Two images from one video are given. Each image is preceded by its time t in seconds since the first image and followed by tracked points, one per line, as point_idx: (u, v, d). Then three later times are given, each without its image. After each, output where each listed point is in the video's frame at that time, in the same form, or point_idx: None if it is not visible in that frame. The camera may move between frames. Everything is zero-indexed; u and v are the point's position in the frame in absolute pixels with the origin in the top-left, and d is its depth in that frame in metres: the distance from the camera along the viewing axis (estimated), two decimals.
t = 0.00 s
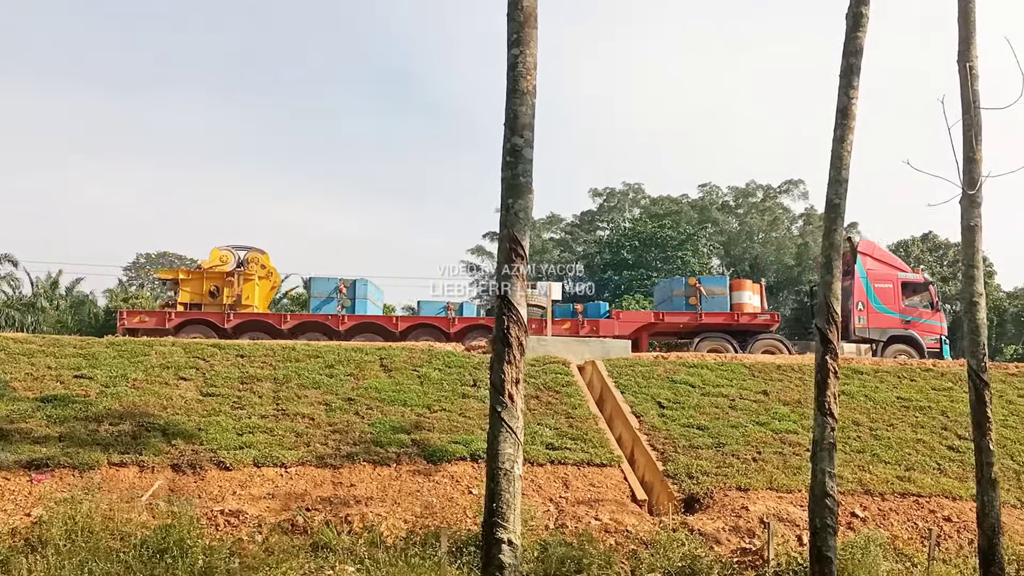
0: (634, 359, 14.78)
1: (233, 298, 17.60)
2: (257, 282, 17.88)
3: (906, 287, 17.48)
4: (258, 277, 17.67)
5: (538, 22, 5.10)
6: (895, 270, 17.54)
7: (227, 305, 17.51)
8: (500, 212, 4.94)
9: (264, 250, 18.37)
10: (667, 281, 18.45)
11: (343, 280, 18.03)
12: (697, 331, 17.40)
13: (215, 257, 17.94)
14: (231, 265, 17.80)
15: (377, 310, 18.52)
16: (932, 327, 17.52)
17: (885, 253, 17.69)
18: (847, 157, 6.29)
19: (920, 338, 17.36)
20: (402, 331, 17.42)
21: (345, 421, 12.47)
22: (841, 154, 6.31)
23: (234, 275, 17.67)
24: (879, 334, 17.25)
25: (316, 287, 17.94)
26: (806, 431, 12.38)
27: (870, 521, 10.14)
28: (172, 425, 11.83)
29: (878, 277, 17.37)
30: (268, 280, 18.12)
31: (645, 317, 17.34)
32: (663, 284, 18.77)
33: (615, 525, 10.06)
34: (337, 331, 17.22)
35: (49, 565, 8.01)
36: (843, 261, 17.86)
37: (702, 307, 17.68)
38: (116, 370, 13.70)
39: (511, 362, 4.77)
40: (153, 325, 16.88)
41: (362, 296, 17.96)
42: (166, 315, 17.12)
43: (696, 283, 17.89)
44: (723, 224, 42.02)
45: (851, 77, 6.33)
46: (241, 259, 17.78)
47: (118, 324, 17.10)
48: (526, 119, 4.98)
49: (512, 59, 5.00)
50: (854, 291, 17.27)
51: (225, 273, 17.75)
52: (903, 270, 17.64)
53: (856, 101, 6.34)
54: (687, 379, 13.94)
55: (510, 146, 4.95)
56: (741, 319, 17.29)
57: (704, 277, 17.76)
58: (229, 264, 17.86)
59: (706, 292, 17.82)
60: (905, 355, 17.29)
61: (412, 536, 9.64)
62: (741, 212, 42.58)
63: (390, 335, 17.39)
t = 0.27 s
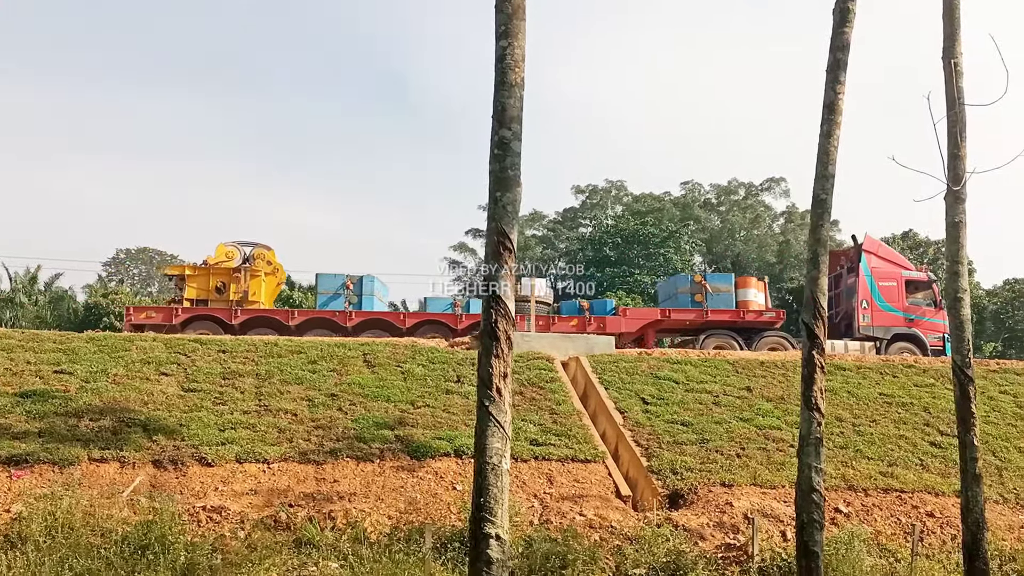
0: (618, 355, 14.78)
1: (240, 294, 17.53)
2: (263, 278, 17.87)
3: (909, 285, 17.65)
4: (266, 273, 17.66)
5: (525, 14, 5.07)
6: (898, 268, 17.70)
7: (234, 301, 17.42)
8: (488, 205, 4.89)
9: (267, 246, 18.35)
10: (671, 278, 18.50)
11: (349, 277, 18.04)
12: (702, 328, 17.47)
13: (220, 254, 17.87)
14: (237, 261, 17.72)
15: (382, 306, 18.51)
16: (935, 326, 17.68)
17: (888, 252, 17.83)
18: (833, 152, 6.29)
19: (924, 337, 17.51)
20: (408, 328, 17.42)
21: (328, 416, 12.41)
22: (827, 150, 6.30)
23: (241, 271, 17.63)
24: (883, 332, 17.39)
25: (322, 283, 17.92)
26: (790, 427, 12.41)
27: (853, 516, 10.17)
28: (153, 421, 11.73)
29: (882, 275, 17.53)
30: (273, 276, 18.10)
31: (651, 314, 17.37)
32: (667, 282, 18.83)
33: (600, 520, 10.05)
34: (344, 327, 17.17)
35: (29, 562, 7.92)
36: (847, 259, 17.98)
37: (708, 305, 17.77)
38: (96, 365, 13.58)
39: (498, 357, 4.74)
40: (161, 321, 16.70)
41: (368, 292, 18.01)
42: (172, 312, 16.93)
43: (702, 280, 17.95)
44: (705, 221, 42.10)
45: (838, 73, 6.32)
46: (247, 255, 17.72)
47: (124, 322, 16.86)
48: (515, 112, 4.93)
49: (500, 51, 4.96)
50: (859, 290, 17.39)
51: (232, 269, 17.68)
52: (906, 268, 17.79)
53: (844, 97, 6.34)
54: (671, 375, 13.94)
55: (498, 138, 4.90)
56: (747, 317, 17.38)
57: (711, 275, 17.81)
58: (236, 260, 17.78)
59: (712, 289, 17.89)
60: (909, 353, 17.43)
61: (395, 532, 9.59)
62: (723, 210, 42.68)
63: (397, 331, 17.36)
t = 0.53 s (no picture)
0: (603, 352, 14.75)
1: (245, 289, 17.38)
2: (268, 274, 17.74)
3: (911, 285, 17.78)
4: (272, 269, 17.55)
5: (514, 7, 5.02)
6: (901, 268, 17.81)
7: (240, 296, 17.25)
8: (476, 199, 4.85)
9: (271, 244, 18.26)
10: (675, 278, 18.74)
11: (355, 273, 17.98)
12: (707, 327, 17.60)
13: (224, 250, 17.78)
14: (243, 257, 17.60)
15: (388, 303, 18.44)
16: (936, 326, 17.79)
17: (890, 252, 17.93)
18: (822, 148, 6.28)
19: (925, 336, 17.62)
20: (415, 325, 17.44)
21: (311, 413, 12.34)
22: (816, 146, 6.29)
23: (246, 267, 17.51)
24: (885, 331, 17.44)
25: (327, 280, 17.83)
26: (774, 424, 12.42)
27: (837, 514, 10.19)
28: (135, 417, 11.63)
29: (884, 275, 17.63)
30: (278, 273, 17.99)
31: (657, 313, 17.38)
32: (670, 282, 19.05)
33: (585, 518, 10.02)
34: (351, 324, 17.18)
35: (8, 559, 7.83)
36: (849, 259, 18.08)
37: (712, 303, 18.01)
38: (77, 361, 13.45)
39: (486, 352, 4.70)
40: (166, 317, 16.54)
41: (374, 289, 17.95)
42: (177, 308, 16.76)
43: (706, 278, 18.25)
44: (689, 220, 42.11)
45: (827, 69, 6.30)
46: (251, 251, 17.63)
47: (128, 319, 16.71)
48: (503, 105, 4.89)
49: (489, 44, 4.92)
50: (862, 289, 17.45)
51: (237, 265, 17.55)
52: (908, 268, 17.90)
53: (832, 93, 6.33)
54: (656, 372, 13.93)
55: (486, 131, 4.86)
56: (751, 315, 17.53)
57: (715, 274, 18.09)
58: (240, 256, 17.68)
59: (716, 288, 18.17)
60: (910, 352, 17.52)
61: (379, 529, 9.54)
62: (708, 208, 42.75)
63: (404, 328, 17.37)
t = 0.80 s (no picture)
0: (588, 350, 14.70)
1: (253, 286, 17.33)
2: (276, 271, 17.70)
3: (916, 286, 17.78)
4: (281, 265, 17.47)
5: None
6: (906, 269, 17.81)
7: (248, 293, 17.23)
8: (465, 191, 4.78)
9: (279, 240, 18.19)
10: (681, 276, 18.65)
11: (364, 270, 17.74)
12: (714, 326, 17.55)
13: (232, 246, 17.69)
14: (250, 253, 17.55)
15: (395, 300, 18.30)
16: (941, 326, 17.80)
17: (894, 252, 17.92)
18: (812, 144, 6.24)
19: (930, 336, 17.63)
20: (423, 322, 17.29)
21: (295, 409, 12.23)
22: (806, 142, 6.25)
23: (254, 264, 17.42)
24: (889, 331, 17.48)
25: (336, 276, 17.67)
26: (759, 422, 12.41)
27: (822, 512, 10.18)
28: (116, 412, 11.50)
29: (889, 275, 17.64)
30: (286, 270, 17.93)
31: (664, 311, 17.33)
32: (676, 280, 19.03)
33: (570, 515, 9.97)
34: (359, 321, 17.07)
35: None
36: (853, 259, 18.13)
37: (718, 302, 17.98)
38: (57, 356, 13.30)
39: (474, 347, 4.63)
40: (174, 313, 16.45)
41: (382, 287, 17.70)
42: (185, 304, 16.73)
43: (713, 278, 18.21)
44: (674, 218, 42.05)
45: (818, 64, 6.26)
46: (259, 248, 17.54)
47: (135, 313, 16.60)
48: (493, 96, 4.82)
49: (479, 34, 4.85)
50: (867, 290, 17.50)
51: (245, 261, 17.47)
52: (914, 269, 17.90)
53: (822, 88, 6.29)
54: (642, 370, 13.90)
55: (476, 123, 4.79)
56: (758, 315, 17.48)
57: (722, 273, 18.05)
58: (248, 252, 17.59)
59: (723, 287, 18.13)
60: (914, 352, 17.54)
61: (362, 527, 9.45)
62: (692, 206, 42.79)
63: (412, 326, 17.22)
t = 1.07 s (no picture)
0: (574, 349, 14.64)
1: (262, 285, 17.20)
2: (285, 268, 17.53)
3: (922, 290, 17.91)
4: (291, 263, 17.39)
5: None
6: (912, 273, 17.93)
7: (257, 292, 17.10)
8: (455, 184, 4.69)
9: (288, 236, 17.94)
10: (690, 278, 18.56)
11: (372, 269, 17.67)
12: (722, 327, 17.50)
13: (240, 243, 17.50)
14: (259, 251, 17.33)
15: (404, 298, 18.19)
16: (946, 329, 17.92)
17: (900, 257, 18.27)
18: (805, 141, 6.19)
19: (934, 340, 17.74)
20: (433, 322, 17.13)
21: (279, 407, 12.12)
22: (799, 139, 6.20)
23: (262, 262, 17.28)
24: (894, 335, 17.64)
25: (345, 275, 17.56)
26: (746, 422, 12.37)
27: (809, 513, 10.15)
28: (97, 409, 11.35)
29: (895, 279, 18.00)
30: (295, 268, 17.70)
31: (672, 312, 17.26)
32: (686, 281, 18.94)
33: (556, 515, 9.90)
34: (369, 320, 16.93)
35: None
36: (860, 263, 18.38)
37: (726, 303, 17.95)
38: (38, 351, 13.13)
39: (464, 343, 4.55)
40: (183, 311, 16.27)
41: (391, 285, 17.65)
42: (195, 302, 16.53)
43: (722, 279, 18.18)
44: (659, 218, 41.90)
45: (811, 60, 6.21)
46: (268, 246, 17.36)
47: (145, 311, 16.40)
48: (485, 88, 4.73)
49: (471, 24, 4.77)
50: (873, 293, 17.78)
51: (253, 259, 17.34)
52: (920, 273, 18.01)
53: (815, 84, 6.23)
54: (629, 369, 13.85)
55: (466, 115, 4.70)
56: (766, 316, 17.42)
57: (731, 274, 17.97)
58: (256, 250, 17.42)
59: (731, 288, 18.10)
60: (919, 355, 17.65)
61: (347, 526, 9.35)
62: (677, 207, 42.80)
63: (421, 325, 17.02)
